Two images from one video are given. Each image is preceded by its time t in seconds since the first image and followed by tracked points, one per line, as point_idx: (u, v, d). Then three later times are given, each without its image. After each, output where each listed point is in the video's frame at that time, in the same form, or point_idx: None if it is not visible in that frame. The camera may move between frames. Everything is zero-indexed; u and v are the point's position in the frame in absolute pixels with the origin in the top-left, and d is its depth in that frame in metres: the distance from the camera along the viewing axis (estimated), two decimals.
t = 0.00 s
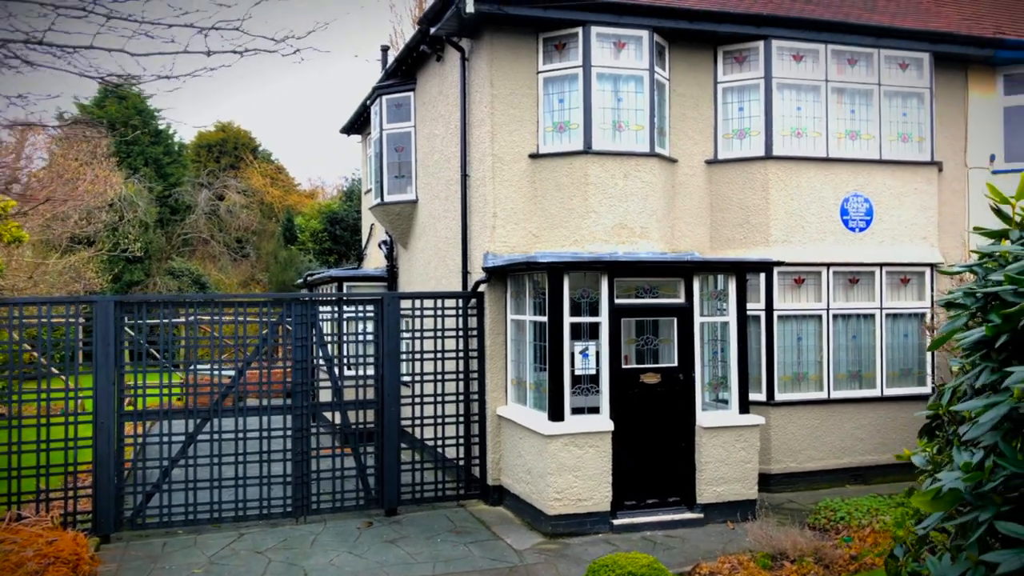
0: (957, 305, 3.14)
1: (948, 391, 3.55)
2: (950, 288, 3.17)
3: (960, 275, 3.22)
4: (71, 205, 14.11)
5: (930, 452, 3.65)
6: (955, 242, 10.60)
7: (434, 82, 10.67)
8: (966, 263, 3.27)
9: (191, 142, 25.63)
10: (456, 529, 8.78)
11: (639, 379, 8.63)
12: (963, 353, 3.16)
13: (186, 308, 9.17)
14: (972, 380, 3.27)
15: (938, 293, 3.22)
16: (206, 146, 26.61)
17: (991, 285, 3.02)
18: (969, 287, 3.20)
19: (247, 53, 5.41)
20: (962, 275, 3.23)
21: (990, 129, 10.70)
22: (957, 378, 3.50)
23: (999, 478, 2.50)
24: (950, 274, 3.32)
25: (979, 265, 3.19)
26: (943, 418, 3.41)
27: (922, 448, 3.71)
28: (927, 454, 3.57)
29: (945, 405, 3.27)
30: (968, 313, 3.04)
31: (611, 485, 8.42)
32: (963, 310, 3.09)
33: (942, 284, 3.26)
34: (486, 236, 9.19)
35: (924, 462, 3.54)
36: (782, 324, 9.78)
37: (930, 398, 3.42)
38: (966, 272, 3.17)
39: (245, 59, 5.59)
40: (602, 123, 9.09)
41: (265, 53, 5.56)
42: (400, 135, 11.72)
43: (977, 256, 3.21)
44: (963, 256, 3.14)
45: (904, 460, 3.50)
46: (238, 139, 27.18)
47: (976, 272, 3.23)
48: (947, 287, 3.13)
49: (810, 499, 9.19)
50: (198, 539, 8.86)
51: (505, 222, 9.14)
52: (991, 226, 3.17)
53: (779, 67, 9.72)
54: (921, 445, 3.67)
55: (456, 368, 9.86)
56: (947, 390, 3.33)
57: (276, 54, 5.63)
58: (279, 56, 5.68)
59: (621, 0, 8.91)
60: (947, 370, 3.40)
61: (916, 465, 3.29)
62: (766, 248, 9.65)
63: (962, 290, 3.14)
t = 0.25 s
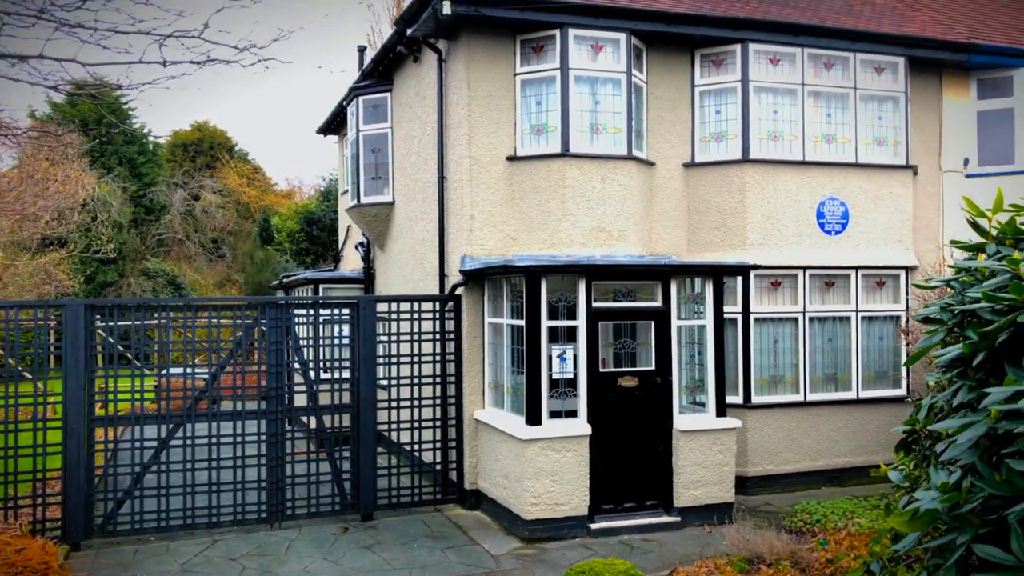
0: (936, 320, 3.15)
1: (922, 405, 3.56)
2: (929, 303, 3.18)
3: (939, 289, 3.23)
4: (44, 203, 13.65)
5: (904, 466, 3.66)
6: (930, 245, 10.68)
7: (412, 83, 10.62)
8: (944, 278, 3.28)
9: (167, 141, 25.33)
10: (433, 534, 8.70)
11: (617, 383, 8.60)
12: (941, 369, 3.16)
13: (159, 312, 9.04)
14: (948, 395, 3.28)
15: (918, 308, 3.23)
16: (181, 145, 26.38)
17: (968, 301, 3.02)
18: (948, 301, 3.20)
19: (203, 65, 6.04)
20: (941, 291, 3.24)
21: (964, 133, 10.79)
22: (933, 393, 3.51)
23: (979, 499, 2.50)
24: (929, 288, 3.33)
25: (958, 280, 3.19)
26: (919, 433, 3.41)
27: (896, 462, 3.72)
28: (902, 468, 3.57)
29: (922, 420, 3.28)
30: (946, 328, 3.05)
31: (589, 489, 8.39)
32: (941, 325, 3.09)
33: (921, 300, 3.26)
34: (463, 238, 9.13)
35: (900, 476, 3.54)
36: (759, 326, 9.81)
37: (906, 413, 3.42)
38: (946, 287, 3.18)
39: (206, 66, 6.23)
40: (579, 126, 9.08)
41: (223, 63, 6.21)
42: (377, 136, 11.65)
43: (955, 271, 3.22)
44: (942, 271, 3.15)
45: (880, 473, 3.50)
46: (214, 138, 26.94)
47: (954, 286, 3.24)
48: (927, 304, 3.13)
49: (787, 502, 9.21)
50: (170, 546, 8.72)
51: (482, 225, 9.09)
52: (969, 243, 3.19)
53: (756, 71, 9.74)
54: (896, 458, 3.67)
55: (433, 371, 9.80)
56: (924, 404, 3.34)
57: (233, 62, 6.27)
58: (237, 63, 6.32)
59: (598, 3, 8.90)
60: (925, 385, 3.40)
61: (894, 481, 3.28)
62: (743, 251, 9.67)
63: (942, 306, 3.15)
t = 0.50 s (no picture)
0: (926, 331, 3.60)
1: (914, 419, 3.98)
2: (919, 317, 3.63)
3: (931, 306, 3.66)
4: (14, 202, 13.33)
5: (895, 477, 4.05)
6: (909, 247, 10.74)
7: (391, 83, 10.53)
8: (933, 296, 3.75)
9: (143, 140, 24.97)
10: (413, 539, 8.62)
11: (598, 386, 8.57)
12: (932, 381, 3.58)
13: (133, 314, 8.87)
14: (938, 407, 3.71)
15: (908, 321, 3.67)
16: (158, 145, 26.08)
17: (955, 316, 3.48)
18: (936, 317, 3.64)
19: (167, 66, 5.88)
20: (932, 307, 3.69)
21: (942, 136, 10.88)
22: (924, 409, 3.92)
23: (974, 518, 2.87)
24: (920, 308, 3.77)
25: (946, 294, 3.64)
26: (910, 445, 3.82)
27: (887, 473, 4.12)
28: (894, 476, 3.98)
29: (914, 431, 3.71)
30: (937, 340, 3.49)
31: (570, 492, 8.35)
32: (933, 337, 3.53)
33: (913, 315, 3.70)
34: (443, 240, 9.05)
35: (892, 483, 3.95)
36: (739, 328, 9.82)
37: (900, 425, 3.85)
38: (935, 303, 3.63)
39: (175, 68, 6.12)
40: (560, 128, 9.05)
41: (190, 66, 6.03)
42: (356, 137, 11.55)
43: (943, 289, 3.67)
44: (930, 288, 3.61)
45: (874, 484, 3.87)
46: (191, 137, 26.62)
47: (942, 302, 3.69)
48: (918, 316, 3.58)
49: (767, 504, 9.23)
50: (145, 553, 8.56)
51: (462, 226, 9.01)
52: (959, 258, 3.67)
53: (736, 73, 9.75)
54: (887, 469, 4.07)
55: (413, 375, 9.72)
56: (917, 417, 3.76)
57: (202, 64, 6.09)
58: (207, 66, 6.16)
59: (578, 4, 8.88)
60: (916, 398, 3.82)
61: (889, 493, 3.69)
62: (724, 254, 9.67)
63: (930, 319, 3.59)
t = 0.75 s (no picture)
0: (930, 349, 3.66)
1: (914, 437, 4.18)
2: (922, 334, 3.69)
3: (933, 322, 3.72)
4: None
5: (895, 494, 4.28)
6: (891, 250, 10.79)
7: (374, 84, 10.43)
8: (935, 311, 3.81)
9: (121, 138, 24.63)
10: (396, 545, 8.51)
11: (583, 390, 8.51)
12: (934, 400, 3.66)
13: (109, 318, 8.70)
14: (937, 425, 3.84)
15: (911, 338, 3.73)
16: (136, 144, 25.76)
17: (959, 333, 3.52)
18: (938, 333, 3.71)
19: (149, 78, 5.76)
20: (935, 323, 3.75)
21: (924, 139, 10.93)
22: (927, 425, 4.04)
23: (986, 547, 2.87)
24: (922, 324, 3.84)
25: (948, 310, 3.69)
26: (911, 463, 4.00)
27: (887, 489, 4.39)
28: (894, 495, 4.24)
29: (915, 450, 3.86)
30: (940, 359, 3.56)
31: (554, 498, 8.29)
32: (936, 354, 3.60)
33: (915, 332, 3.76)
34: (426, 243, 8.95)
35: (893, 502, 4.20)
36: (723, 331, 9.81)
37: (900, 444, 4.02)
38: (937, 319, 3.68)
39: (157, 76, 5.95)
40: (544, 130, 8.99)
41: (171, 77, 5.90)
42: (338, 137, 11.44)
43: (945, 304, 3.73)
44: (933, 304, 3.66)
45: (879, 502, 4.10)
46: (170, 137, 26.30)
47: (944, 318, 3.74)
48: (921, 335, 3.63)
49: (751, 507, 9.22)
50: (123, 561, 8.39)
51: (446, 229, 8.92)
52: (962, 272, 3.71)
53: (720, 76, 9.73)
54: (888, 487, 4.35)
55: (396, 379, 9.63)
56: (918, 435, 3.89)
57: (184, 73, 5.97)
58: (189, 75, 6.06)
59: (562, 6, 8.82)
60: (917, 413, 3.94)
61: (895, 512, 3.94)
62: (708, 257, 9.65)
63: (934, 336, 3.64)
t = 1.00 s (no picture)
0: (929, 365, 3.80)
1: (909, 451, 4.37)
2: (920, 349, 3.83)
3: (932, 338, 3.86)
4: None
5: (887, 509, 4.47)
6: (872, 253, 10.86)
7: (355, 85, 10.34)
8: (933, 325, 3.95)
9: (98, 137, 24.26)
10: (378, 551, 8.43)
11: (566, 394, 8.48)
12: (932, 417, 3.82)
13: (86, 321, 8.55)
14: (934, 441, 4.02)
15: (909, 355, 3.87)
16: (114, 143, 25.39)
17: (959, 350, 3.66)
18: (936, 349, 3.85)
19: (126, 86, 5.75)
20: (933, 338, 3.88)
21: (904, 143, 11.02)
22: (923, 440, 4.21)
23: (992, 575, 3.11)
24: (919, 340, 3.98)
25: (947, 326, 3.82)
26: (907, 479, 4.16)
27: (880, 505, 4.54)
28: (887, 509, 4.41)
29: (912, 466, 4.04)
30: (940, 375, 3.70)
31: (537, 502, 8.24)
32: (936, 371, 3.74)
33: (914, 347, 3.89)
34: (409, 246, 8.88)
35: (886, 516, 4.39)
36: (705, 334, 9.83)
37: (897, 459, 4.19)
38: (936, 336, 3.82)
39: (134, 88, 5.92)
40: (527, 133, 8.96)
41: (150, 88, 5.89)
42: (319, 138, 11.33)
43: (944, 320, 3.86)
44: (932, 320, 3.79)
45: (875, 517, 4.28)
46: (148, 136, 25.98)
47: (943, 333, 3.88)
48: (920, 351, 3.76)
49: (734, 510, 9.23)
50: (99, 569, 8.24)
51: (428, 232, 8.85)
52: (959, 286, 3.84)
53: (703, 79, 9.74)
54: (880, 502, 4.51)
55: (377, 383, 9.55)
56: (914, 452, 4.06)
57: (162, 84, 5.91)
58: (170, 83, 6.04)
59: (546, 8, 8.80)
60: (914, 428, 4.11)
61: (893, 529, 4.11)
62: (691, 260, 9.66)
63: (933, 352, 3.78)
